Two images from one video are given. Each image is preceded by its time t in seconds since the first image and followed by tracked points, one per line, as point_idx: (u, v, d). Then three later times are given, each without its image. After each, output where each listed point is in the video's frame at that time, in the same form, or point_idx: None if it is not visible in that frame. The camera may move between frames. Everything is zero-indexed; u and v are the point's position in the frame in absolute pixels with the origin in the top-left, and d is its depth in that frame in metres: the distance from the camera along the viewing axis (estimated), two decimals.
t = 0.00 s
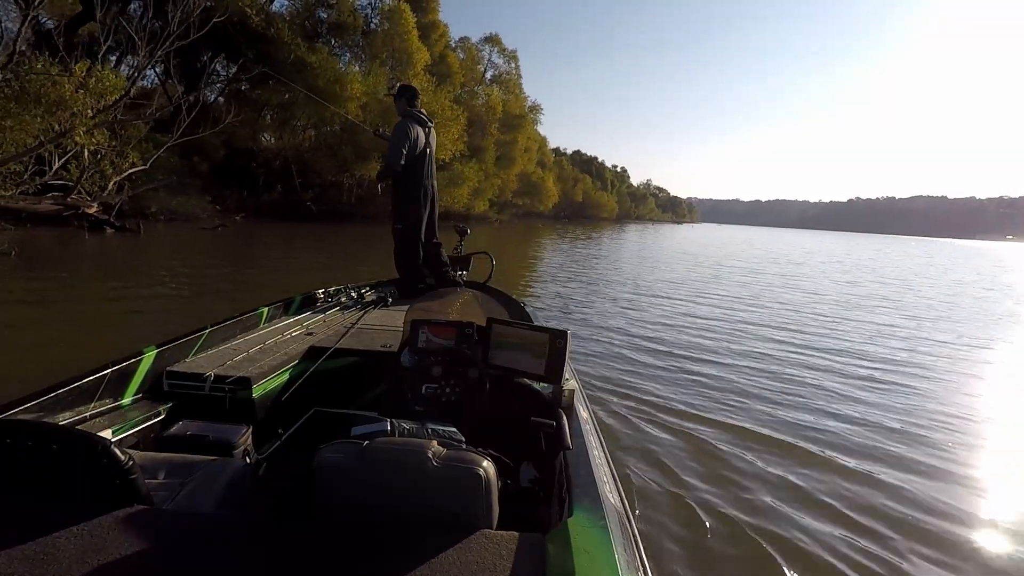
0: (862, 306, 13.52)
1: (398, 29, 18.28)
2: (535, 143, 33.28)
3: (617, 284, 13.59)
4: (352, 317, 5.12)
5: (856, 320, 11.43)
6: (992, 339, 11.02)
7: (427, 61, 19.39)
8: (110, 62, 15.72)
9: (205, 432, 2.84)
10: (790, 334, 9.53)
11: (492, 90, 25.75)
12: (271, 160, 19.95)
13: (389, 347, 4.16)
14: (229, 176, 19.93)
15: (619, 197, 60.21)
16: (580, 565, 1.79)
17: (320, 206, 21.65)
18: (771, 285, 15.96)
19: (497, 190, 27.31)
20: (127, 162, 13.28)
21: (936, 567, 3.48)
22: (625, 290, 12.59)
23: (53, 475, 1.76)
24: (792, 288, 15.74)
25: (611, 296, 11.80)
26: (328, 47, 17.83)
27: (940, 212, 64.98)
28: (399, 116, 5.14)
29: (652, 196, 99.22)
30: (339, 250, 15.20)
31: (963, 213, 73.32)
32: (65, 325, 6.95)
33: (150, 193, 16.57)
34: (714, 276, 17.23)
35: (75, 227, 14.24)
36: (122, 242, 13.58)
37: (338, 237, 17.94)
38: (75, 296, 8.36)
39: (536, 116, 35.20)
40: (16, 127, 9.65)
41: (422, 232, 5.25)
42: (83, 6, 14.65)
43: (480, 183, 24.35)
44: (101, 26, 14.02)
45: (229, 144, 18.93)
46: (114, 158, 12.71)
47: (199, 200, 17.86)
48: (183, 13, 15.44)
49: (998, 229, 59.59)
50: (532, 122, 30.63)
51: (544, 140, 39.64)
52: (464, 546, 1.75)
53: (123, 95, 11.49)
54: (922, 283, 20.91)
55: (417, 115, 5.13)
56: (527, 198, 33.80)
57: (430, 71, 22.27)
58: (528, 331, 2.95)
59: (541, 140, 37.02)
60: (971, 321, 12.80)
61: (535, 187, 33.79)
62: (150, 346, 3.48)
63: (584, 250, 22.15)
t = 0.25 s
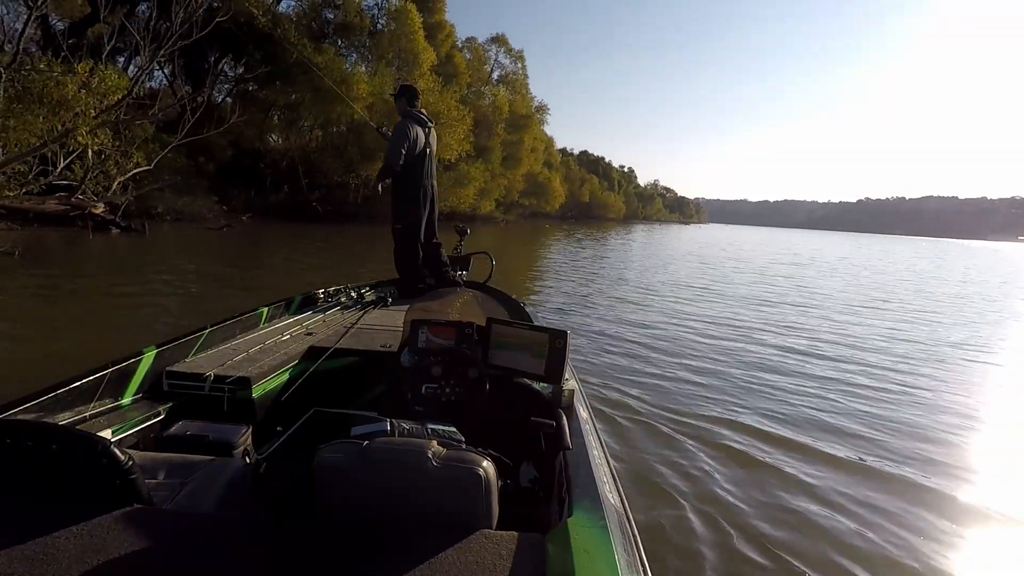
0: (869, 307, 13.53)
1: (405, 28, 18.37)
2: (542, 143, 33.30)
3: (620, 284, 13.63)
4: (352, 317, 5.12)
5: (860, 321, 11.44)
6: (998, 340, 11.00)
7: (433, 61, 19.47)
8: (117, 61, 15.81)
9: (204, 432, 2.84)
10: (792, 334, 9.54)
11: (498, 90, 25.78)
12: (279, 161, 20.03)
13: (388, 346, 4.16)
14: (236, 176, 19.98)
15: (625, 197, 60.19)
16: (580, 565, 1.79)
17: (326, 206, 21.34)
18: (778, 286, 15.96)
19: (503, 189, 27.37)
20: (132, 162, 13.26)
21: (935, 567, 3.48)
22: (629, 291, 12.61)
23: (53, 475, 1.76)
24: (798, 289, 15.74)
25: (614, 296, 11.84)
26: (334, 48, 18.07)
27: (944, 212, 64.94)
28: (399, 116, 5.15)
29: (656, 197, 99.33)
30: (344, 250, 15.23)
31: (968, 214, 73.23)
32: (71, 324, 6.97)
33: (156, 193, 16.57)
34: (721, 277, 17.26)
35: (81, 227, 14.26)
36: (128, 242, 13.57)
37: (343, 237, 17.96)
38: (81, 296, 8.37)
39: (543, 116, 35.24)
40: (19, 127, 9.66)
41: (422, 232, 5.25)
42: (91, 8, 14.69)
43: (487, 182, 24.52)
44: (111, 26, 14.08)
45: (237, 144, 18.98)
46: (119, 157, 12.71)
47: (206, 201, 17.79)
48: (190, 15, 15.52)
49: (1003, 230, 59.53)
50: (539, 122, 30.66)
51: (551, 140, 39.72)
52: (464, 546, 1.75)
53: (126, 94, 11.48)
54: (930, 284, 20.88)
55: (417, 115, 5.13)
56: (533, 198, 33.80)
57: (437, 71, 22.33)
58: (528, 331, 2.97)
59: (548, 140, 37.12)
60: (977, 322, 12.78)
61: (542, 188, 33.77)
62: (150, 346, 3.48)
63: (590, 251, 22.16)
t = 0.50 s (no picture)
0: (875, 308, 13.53)
1: (411, 29, 18.44)
2: (548, 143, 33.29)
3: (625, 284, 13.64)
4: (352, 317, 5.13)
5: (864, 322, 11.45)
6: (1004, 341, 10.97)
7: (439, 62, 19.47)
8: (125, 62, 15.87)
9: (204, 432, 2.85)
10: (793, 335, 9.55)
11: (505, 91, 25.79)
12: (285, 162, 20.09)
13: (388, 347, 4.17)
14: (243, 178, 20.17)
15: (632, 197, 60.15)
16: (579, 565, 1.80)
17: (333, 207, 21.20)
18: (785, 287, 15.97)
19: (510, 190, 27.39)
20: (136, 163, 13.26)
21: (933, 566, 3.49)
22: (634, 291, 12.65)
23: (54, 475, 1.77)
24: (804, 290, 15.76)
25: (617, 296, 11.86)
26: (340, 49, 18.13)
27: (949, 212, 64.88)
28: (399, 116, 5.16)
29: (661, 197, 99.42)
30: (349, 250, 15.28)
31: (973, 214, 73.14)
32: (77, 325, 7.00)
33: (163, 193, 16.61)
34: (728, 277, 17.28)
35: (87, 227, 14.32)
36: (134, 242, 13.63)
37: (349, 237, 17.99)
38: (86, 296, 8.40)
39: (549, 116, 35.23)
40: (22, 127, 9.68)
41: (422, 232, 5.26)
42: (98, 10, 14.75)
43: (493, 184, 24.58)
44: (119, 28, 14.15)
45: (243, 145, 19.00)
46: (123, 157, 12.86)
47: (212, 201, 17.90)
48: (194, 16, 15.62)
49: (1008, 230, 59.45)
50: (545, 123, 30.70)
51: (558, 141, 39.80)
52: (464, 546, 1.76)
53: (129, 95, 11.49)
54: (937, 284, 20.86)
55: (417, 115, 5.15)
56: (540, 198, 33.79)
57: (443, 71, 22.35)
58: (528, 331, 2.98)
59: (555, 141, 37.20)
60: (983, 323, 12.76)
61: (550, 189, 33.68)
62: (150, 346, 3.49)
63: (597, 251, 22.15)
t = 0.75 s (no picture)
0: (882, 309, 13.51)
1: (417, 29, 18.44)
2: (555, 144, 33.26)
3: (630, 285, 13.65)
4: (352, 317, 5.12)
5: (870, 323, 11.41)
6: (1011, 342, 10.92)
7: (445, 62, 19.47)
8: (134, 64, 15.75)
9: (204, 432, 2.84)
10: (795, 335, 9.55)
11: (511, 91, 25.78)
12: (291, 163, 20.13)
13: (388, 347, 4.16)
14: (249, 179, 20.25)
15: (638, 197, 60.10)
16: (578, 566, 1.80)
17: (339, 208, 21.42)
18: (791, 287, 15.96)
19: (516, 190, 27.38)
20: (141, 164, 13.25)
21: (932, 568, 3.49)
22: (638, 292, 12.66)
23: (54, 475, 1.77)
24: (811, 291, 15.74)
25: (620, 296, 11.87)
26: (346, 50, 18.19)
27: (953, 212, 64.79)
28: (400, 116, 5.16)
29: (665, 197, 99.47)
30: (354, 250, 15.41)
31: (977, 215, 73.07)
32: (82, 325, 7.02)
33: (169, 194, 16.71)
34: (735, 278, 17.28)
35: (91, 228, 14.36)
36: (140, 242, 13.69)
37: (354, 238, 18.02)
38: (92, 296, 8.43)
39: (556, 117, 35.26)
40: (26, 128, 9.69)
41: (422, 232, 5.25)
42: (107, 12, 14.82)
43: (499, 184, 24.61)
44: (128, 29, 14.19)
45: (250, 147, 19.08)
46: (128, 159, 12.74)
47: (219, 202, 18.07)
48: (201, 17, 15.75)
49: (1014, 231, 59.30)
50: (552, 123, 30.71)
51: (564, 141, 39.85)
52: (463, 546, 1.75)
53: (134, 95, 11.45)
54: (945, 285, 20.79)
55: (418, 115, 5.14)
56: (547, 199, 33.72)
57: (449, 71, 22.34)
58: (527, 331, 2.94)
59: (561, 141, 37.25)
60: (990, 325, 12.70)
61: (557, 189, 33.60)
62: (150, 346, 3.49)
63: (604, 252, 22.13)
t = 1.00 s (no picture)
0: (887, 309, 13.52)
1: (422, 29, 18.44)
2: (561, 143, 33.24)
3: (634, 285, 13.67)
4: (352, 317, 5.14)
5: (874, 324, 11.42)
6: (1016, 343, 10.90)
7: (451, 63, 19.50)
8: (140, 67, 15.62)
9: (204, 432, 2.87)
10: (796, 336, 9.58)
11: (517, 91, 25.78)
12: (299, 165, 20.21)
13: (388, 346, 4.19)
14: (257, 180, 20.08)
15: (646, 198, 60.04)
16: (579, 566, 1.82)
17: (346, 209, 21.58)
18: (797, 288, 15.96)
19: (522, 190, 27.40)
20: (145, 165, 13.29)
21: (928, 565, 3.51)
22: (641, 292, 12.70)
23: (54, 476, 1.79)
24: (816, 291, 15.75)
25: (622, 296, 11.92)
26: (353, 51, 18.21)
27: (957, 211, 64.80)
28: (401, 116, 5.18)
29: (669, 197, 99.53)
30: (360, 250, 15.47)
31: (983, 215, 72.98)
32: (89, 324, 7.09)
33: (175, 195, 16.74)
34: (741, 279, 17.28)
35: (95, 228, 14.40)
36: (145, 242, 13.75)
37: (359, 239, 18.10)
38: (100, 296, 8.50)
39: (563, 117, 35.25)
40: (29, 129, 9.76)
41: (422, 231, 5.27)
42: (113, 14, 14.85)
43: (505, 184, 24.65)
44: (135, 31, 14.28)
45: (257, 148, 19.16)
46: (132, 161, 12.81)
47: (225, 203, 18.04)
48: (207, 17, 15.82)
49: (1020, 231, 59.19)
50: (558, 123, 30.75)
51: (570, 141, 39.92)
52: (463, 545, 1.77)
53: (138, 96, 11.49)
54: (952, 286, 20.76)
55: (418, 115, 5.16)
56: (553, 199, 33.67)
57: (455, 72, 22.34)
58: (527, 332, 2.95)
59: (568, 141, 37.31)
60: (995, 325, 12.68)
61: (563, 189, 33.53)
62: (150, 346, 3.51)
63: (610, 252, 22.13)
